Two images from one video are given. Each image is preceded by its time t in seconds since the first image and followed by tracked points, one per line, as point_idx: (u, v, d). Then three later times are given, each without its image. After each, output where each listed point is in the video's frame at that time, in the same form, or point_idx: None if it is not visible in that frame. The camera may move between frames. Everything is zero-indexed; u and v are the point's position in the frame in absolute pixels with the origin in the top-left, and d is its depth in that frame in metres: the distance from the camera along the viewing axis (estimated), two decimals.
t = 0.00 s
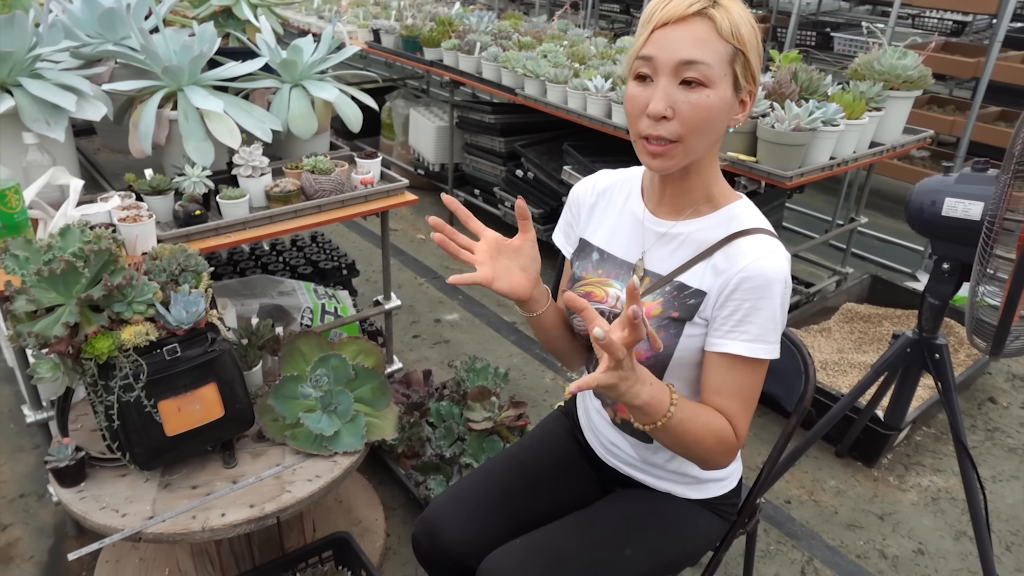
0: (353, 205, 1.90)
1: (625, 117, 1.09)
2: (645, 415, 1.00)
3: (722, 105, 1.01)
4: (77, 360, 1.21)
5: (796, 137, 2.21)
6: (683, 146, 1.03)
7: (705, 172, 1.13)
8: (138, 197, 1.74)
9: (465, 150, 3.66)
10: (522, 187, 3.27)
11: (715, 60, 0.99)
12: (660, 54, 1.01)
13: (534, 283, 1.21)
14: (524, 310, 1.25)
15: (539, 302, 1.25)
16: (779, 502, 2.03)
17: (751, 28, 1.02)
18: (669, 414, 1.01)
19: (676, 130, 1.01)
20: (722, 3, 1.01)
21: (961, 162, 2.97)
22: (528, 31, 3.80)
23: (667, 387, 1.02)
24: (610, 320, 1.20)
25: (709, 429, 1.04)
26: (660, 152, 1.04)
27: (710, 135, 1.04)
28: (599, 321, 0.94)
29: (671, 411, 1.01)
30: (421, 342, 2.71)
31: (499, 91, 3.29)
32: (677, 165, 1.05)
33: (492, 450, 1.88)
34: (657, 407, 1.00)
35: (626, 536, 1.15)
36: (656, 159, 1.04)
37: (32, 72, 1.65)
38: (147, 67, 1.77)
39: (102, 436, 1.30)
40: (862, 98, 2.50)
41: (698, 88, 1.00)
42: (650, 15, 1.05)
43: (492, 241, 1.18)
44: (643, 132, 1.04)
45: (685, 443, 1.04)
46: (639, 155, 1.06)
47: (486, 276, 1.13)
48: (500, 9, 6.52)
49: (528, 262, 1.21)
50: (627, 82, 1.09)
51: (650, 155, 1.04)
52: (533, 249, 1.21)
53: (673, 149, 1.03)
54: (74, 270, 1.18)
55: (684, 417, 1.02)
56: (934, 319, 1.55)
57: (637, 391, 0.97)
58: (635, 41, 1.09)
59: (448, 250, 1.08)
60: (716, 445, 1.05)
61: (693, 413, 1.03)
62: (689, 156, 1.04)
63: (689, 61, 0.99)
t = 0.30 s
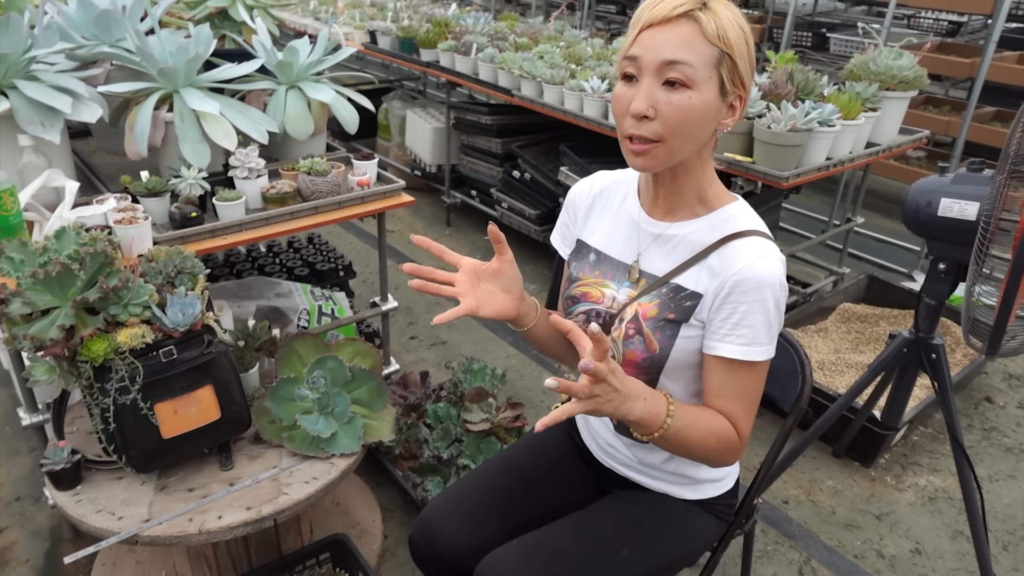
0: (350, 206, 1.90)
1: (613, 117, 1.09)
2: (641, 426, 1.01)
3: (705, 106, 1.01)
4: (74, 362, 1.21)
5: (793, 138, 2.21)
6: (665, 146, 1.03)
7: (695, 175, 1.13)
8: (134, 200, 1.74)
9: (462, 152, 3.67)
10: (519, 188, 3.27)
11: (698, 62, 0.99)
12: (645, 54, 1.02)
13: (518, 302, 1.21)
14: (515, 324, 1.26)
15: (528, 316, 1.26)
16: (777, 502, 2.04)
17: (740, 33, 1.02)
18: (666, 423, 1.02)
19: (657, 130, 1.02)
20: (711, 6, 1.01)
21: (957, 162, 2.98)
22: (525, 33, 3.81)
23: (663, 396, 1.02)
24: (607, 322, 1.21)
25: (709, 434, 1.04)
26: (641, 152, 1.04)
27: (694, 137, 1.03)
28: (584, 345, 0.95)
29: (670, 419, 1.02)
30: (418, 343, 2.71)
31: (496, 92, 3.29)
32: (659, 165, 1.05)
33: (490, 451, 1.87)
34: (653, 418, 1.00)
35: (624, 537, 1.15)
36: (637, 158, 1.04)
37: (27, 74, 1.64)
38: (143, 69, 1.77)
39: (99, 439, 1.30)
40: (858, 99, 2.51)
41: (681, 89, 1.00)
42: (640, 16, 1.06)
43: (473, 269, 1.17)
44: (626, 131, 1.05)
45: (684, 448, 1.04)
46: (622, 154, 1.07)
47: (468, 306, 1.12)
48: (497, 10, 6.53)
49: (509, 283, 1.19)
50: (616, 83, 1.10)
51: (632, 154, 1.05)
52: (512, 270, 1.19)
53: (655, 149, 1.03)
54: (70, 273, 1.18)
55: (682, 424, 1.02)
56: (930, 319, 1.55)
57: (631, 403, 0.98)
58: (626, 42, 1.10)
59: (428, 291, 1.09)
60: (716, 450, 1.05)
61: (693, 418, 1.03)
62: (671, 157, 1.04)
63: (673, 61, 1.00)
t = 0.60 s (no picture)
0: (346, 207, 1.89)
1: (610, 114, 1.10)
2: (636, 421, 1.01)
3: (700, 106, 1.01)
4: (69, 365, 1.21)
5: (789, 137, 2.22)
6: (660, 145, 1.03)
7: (692, 174, 1.13)
8: (130, 202, 1.74)
9: (459, 152, 3.67)
10: (515, 188, 3.27)
11: (695, 61, 0.99)
12: (643, 52, 1.03)
13: (514, 305, 1.21)
14: (512, 327, 1.26)
15: (524, 318, 1.26)
16: (774, 501, 2.04)
17: (740, 33, 1.02)
18: (661, 419, 1.02)
19: (652, 129, 1.02)
20: (711, 6, 1.01)
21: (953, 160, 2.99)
22: (521, 33, 3.81)
23: (658, 393, 1.03)
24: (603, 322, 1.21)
25: (704, 431, 1.05)
26: (636, 150, 1.04)
27: (689, 136, 1.04)
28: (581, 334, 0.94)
29: (665, 413, 1.02)
30: (415, 344, 2.71)
31: (492, 93, 3.30)
32: (654, 163, 1.05)
33: (488, 452, 1.87)
34: (648, 413, 1.00)
35: (621, 537, 1.15)
36: (632, 157, 1.05)
37: (21, 76, 1.64)
38: (138, 70, 1.77)
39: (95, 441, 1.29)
40: (854, 97, 2.51)
41: (677, 88, 1.01)
42: (639, 14, 1.06)
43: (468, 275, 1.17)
44: (622, 128, 1.05)
45: (679, 446, 1.05)
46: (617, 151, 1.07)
47: (465, 311, 1.12)
48: (493, 10, 6.53)
49: (505, 286, 1.20)
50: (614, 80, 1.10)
51: (627, 152, 1.05)
52: (508, 273, 1.19)
53: (651, 147, 1.04)
54: (65, 275, 1.18)
55: (677, 421, 1.03)
56: (926, 317, 1.55)
57: (626, 397, 0.98)
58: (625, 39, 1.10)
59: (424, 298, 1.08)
60: (711, 448, 1.05)
61: (688, 416, 1.04)
62: (666, 155, 1.05)
63: (669, 60, 1.00)
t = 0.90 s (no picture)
0: (344, 209, 1.89)
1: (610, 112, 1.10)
2: (635, 421, 1.01)
3: (702, 106, 1.01)
4: (67, 367, 1.21)
5: (786, 137, 2.22)
6: (660, 145, 1.03)
7: (691, 175, 1.13)
8: (127, 203, 1.74)
9: (456, 153, 3.67)
10: (513, 189, 3.27)
11: (697, 61, 1.00)
12: (645, 51, 1.03)
13: (512, 305, 1.21)
14: (511, 328, 1.27)
15: (522, 318, 1.26)
16: (773, 500, 2.04)
17: (742, 34, 1.02)
18: (660, 419, 1.02)
19: (653, 128, 1.02)
20: (714, 6, 1.02)
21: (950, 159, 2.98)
22: (518, 33, 3.81)
23: (658, 393, 1.03)
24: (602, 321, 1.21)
25: (703, 431, 1.05)
26: (637, 149, 1.04)
27: (690, 137, 1.04)
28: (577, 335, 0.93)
29: (664, 414, 1.02)
30: (414, 345, 2.71)
31: (490, 93, 3.30)
32: (654, 163, 1.05)
33: (487, 452, 1.88)
34: (647, 413, 1.00)
35: (620, 537, 1.15)
36: (632, 156, 1.05)
37: (18, 78, 1.64)
38: (135, 72, 1.77)
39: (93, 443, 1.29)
40: (851, 97, 2.52)
41: (679, 88, 1.01)
42: (641, 13, 1.06)
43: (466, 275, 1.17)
44: (623, 127, 1.05)
45: (678, 446, 1.05)
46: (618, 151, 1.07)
47: (461, 311, 1.12)
48: (490, 11, 6.54)
49: (503, 286, 1.19)
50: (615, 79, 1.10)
51: (627, 152, 1.05)
52: (505, 274, 1.19)
53: (651, 147, 1.04)
54: (62, 277, 1.17)
55: (676, 421, 1.03)
56: (924, 315, 1.56)
57: (625, 397, 0.98)
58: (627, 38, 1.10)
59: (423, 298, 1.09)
60: (710, 448, 1.05)
61: (687, 416, 1.04)
62: (666, 155, 1.05)
63: (672, 60, 1.00)
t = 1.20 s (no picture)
0: (343, 208, 1.89)
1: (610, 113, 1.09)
2: (637, 418, 1.01)
3: (702, 106, 1.01)
4: (66, 367, 1.21)
5: (786, 136, 2.22)
6: (661, 145, 1.03)
7: (691, 174, 1.13)
8: (126, 204, 1.74)
9: (456, 153, 3.67)
10: (513, 188, 3.27)
11: (697, 61, 0.99)
12: (645, 51, 1.02)
13: (512, 306, 1.21)
14: (511, 330, 1.27)
15: (522, 320, 1.26)
16: (772, 499, 2.04)
17: (742, 33, 1.02)
18: (662, 417, 1.02)
19: (654, 128, 1.02)
20: (713, 6, 1.01)
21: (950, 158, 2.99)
22: (517, 33, 3.81)
23: (659, 390, 1.02)
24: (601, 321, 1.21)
25: (704, 430, 1.05)
26: (637, 149, 1.04)
27: (690, 136, 1.04)
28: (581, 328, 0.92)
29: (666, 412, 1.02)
30: (413, 345, 2.70)
31: (489, 93, 3.29)
32: (655, 163, 1.05)
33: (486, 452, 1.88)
34: (649, 411, 1.00)
35: (620, 536, 1.15)
36: (633, 156, 1.05)
37: (16, 78, 1.63)
38: (133, 72, 1.76)
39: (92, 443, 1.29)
40: (850, 96, 2.51)
41: (679, 88, 1.01)
42: (640, 13, 1.06)
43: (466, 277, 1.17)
44: (623, 127, 1.05)
45: (680, 445, 1.04)
46: (618, 151, 1.07)
47: (462, 314, 1.12)
48: (489, 11, 6.54)
49: (503, 288, 1.19)
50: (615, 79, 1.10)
51: (628, 152, 1.05)
52: (505, 276, 1.18)
53: (652, 147, 1.04)
54: (60, 277, 1.17)
55: (678, 419, 1.03)
56: (923, 314, 1.56)
57: (627, 394, 0.98)
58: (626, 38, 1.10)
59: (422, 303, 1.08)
60: (711, 447, 1.05)
61: (689, 415, 1.04)
62: (667, 156, 1.05)
63: (672, 59, 1.00)
